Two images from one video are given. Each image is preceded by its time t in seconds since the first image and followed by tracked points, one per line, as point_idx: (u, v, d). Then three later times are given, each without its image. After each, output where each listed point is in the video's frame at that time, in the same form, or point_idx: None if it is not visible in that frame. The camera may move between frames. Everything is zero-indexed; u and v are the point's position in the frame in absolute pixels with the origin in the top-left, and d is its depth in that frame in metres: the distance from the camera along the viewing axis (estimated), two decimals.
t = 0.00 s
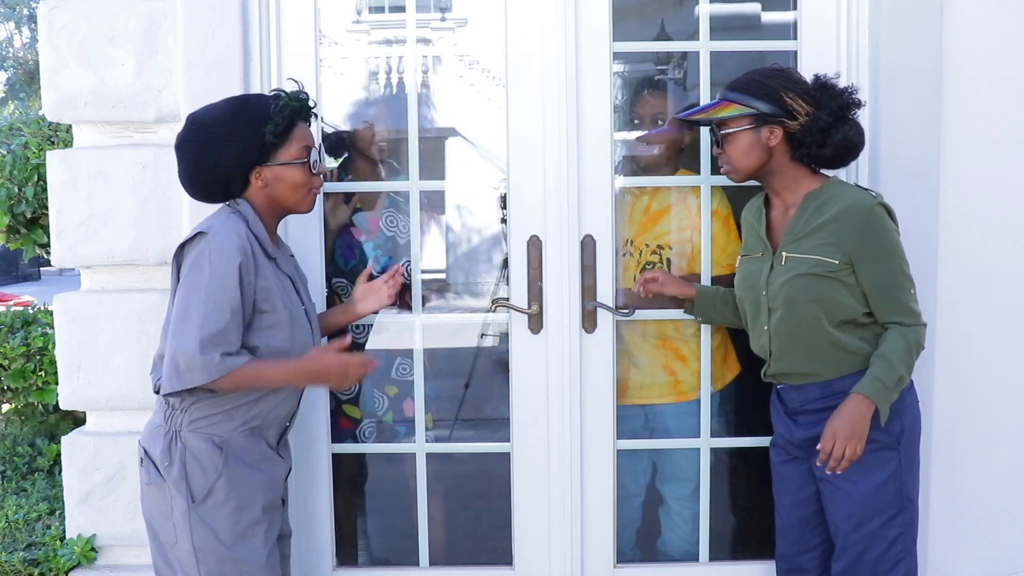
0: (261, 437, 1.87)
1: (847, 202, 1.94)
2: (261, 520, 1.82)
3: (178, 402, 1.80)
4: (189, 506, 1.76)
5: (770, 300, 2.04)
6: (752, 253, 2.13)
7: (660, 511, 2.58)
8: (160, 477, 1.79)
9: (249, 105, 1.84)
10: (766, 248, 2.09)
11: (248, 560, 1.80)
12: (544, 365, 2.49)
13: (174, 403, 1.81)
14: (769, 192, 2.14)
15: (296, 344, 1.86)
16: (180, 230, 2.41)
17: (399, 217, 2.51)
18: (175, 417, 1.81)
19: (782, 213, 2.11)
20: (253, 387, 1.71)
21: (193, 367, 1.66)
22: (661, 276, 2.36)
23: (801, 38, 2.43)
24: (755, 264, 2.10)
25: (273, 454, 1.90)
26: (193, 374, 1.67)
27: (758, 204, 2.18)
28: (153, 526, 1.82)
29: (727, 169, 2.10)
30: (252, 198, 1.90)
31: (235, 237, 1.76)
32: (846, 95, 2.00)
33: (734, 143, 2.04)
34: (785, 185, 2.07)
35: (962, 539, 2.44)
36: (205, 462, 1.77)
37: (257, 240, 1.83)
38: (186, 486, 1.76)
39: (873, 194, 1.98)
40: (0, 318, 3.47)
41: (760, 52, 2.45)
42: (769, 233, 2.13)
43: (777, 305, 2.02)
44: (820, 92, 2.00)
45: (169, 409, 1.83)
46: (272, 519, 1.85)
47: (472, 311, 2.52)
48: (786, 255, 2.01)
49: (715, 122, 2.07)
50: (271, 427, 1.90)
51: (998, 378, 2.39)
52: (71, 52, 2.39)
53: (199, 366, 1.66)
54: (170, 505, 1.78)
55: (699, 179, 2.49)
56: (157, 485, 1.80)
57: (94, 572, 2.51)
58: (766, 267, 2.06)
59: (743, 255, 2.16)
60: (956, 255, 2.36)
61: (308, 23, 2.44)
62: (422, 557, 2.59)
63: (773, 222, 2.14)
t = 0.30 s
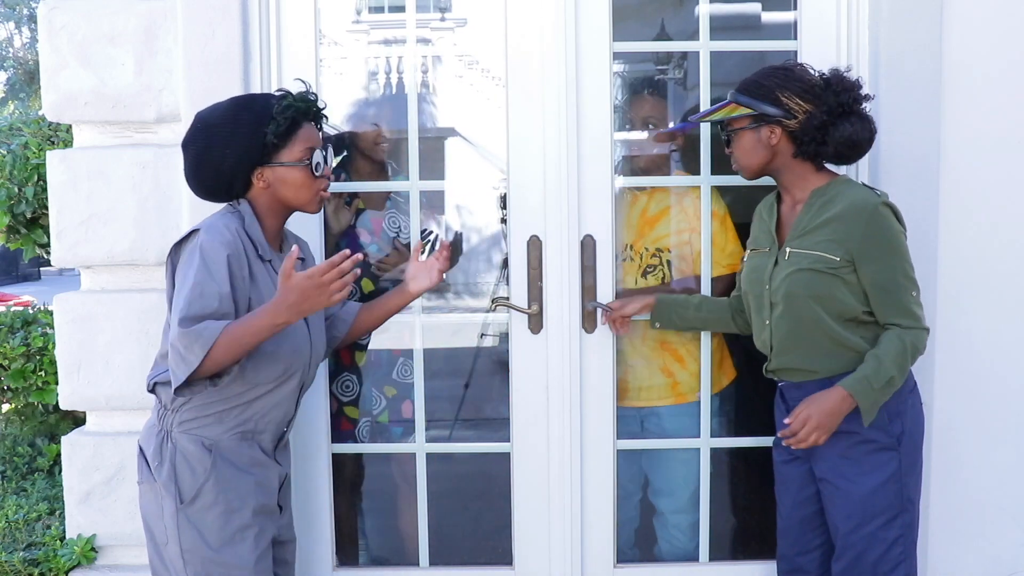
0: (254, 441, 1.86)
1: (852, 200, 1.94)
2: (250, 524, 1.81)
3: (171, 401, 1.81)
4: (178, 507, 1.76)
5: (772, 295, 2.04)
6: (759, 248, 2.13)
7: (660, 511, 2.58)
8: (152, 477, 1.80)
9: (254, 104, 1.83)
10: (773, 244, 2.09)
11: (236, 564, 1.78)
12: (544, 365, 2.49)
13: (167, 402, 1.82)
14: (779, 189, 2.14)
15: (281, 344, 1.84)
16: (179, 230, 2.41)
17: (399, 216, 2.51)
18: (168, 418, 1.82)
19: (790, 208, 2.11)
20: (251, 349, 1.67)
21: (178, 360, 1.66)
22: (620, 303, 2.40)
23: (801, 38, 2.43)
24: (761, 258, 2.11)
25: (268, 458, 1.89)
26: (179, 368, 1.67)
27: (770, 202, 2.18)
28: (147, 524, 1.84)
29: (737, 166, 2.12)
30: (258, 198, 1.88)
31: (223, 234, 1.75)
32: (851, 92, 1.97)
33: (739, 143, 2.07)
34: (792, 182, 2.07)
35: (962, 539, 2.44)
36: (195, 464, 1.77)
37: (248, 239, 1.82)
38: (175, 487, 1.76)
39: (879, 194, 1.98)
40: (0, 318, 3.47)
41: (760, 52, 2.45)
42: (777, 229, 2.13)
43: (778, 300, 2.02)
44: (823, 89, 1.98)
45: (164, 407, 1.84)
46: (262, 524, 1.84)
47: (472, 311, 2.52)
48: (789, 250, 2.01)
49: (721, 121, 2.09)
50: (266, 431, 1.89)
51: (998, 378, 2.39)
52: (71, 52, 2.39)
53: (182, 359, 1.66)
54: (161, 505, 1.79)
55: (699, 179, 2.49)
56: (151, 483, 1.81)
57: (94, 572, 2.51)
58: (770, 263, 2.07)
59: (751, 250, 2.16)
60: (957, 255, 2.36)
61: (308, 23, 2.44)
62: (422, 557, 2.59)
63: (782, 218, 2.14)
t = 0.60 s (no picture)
0: (258, 443, 1.86)
1: (848, 202, 1.94)
2: (256, 524, 1.81)
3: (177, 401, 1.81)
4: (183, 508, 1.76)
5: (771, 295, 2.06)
6: (761, 247, 2.15)
7: (659, 511, 2.58)
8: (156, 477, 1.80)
9: (286, 106, 1.83)
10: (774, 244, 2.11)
11: (241, 564, 1.78)
12: (544, 365, 2.49)
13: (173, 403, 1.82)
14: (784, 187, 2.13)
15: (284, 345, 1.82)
16: (180, 230, 2.41)
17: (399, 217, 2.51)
18: (171, 418, 1.82)
19: (793, 208, 2.11)
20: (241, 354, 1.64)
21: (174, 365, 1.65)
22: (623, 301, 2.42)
23: (801, 38, 2.43)
24: (761, 258, 2.12)
25: (271, 460, 1.89)
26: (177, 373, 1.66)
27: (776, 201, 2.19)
28: (152, 525, 1.84)
29: (747, 159, 2.08)
30: (282, 199, 1.89)
31: (227, 238, 1.75)
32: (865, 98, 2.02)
33: (759, 134, 2.03)
34: (802, 180, 2.07)
35: (962, 538, 2.44)
36: (200, 464, 1.77)
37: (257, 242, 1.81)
38: (180, 487, 1.76)
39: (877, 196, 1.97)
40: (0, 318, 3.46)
41: (760, 52, 2.45)
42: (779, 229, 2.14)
43: (776, 300, 2.03)
44: (842, 91, 2.01)
45: (169, 407, 1.84)
46: (268, 524, 1.84)
47: (472, 311, 2.52)
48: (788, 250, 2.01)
49: (739, 110, 2.05)
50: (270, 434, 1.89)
51: (998, 378, 2.39)
52: (71, 52, 2.39)
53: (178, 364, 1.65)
54: (167, 505, 1.79)
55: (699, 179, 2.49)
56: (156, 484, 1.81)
57: (94, 572, 2.52)
58: (769, 263, 2.08)
59: (753, 249, 2.18)
60: (957, 255, 2.36)
61: (309, 23, 2.44)
62: (422, 557, 2.59)
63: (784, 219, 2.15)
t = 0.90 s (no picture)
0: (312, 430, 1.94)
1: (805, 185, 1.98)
2: (295, 512, 1.87)
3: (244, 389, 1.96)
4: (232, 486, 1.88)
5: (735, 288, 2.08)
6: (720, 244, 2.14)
7: (659, 511, 2.58)
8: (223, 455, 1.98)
9: (291, 100, 1.91)
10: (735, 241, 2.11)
11: (280, 542, 1.87)
12: (544, 365, 2.48)
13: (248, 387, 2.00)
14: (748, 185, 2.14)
15: (316, 335, 1.87)
16: (179, 230, 2.41)
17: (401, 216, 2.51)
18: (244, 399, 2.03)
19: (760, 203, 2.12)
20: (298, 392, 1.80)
21: (213, 357, 1.81)
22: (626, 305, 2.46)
23: (800, 38, 2.43)
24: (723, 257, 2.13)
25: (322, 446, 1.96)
26: (215, 363, 1.81)
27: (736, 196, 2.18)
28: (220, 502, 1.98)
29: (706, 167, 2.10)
30: (289, 188, 1.95)
31: (243, 235, 1.88)
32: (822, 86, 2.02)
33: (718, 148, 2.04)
34: (764, 178, 2.08)
35: (963, 538, 2.44)
36: (250, 446, 1.88)
37: (265, 236, 1.90)
38: (230, 468, 1.88)
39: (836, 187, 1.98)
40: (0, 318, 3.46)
41: (760, 52, 2.45)
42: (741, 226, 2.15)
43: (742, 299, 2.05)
44: (796, 85, 2.01)
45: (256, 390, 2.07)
46: (309, 514, 1.89)
47: (472, 311, 2.52)
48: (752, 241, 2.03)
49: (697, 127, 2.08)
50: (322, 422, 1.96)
51: (999, 378, 2.39)
52: (72, 52, 2.39)
53: (217, 354, 1.81)
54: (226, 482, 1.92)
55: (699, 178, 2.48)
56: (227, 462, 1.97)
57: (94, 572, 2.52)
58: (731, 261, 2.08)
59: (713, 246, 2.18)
60: (957, 255, 2.36)
61: (309, 23, 2.45)
62: (422, 557, 2.59)
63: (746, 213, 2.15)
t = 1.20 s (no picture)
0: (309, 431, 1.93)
1: (800, 191, 1.95)
2: (297, 512, 1.88)
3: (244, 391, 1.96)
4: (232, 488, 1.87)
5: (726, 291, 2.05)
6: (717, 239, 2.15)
7: (659, 511, 2.58)
8: (223, 456, 1.98)
9: (285, 100, 1.91)
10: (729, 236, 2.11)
11: (281, 543, 1.87)
12: (544, 365, 2.48)
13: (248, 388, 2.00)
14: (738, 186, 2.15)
15: (317, 335, 1.87)
16: (179, 230, 2.41)
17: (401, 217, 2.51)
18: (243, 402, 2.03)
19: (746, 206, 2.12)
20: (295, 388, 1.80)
21: (213, 358, 1.81)
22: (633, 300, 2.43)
23: (800, 38, 2.44)
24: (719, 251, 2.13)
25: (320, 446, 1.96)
26: (216, 365, 1.81)
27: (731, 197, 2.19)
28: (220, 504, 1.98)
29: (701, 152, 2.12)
30: (285, 188, 1.95)
31: (242, 237, 1.87)
32: (825, 105, 2.01)
33: (704, 134, 2.07)
34: (748, 180, 2.09)
35: (963, 538, 2.44)
36: (249, 447, 1.88)
37: (264, 237, 1.90)
38: (230, 469, 1.88)
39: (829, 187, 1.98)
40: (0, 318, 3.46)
41: (760, 52, 2.46)
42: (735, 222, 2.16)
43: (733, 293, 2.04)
44: (800, 95, 2.00)
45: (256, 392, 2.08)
46: (310, 513, 1.89)
47: (472, 311, 2.52)
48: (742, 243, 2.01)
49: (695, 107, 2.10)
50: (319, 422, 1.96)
51: (999, 378, 2.38)
52: (71, 52, 2.39)
53: (217, 356, 1.81)
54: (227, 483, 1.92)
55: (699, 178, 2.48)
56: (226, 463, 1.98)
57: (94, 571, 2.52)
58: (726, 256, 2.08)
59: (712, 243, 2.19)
60: (957, 255, 2.36)
61: (309, 23, 2.45)
62: (422, 557, 2.59)
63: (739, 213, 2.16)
